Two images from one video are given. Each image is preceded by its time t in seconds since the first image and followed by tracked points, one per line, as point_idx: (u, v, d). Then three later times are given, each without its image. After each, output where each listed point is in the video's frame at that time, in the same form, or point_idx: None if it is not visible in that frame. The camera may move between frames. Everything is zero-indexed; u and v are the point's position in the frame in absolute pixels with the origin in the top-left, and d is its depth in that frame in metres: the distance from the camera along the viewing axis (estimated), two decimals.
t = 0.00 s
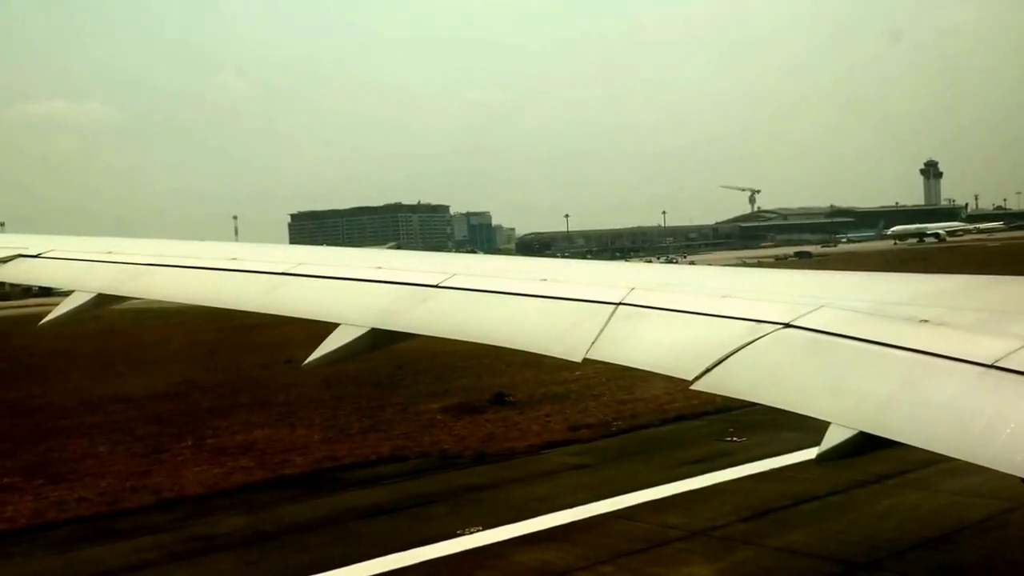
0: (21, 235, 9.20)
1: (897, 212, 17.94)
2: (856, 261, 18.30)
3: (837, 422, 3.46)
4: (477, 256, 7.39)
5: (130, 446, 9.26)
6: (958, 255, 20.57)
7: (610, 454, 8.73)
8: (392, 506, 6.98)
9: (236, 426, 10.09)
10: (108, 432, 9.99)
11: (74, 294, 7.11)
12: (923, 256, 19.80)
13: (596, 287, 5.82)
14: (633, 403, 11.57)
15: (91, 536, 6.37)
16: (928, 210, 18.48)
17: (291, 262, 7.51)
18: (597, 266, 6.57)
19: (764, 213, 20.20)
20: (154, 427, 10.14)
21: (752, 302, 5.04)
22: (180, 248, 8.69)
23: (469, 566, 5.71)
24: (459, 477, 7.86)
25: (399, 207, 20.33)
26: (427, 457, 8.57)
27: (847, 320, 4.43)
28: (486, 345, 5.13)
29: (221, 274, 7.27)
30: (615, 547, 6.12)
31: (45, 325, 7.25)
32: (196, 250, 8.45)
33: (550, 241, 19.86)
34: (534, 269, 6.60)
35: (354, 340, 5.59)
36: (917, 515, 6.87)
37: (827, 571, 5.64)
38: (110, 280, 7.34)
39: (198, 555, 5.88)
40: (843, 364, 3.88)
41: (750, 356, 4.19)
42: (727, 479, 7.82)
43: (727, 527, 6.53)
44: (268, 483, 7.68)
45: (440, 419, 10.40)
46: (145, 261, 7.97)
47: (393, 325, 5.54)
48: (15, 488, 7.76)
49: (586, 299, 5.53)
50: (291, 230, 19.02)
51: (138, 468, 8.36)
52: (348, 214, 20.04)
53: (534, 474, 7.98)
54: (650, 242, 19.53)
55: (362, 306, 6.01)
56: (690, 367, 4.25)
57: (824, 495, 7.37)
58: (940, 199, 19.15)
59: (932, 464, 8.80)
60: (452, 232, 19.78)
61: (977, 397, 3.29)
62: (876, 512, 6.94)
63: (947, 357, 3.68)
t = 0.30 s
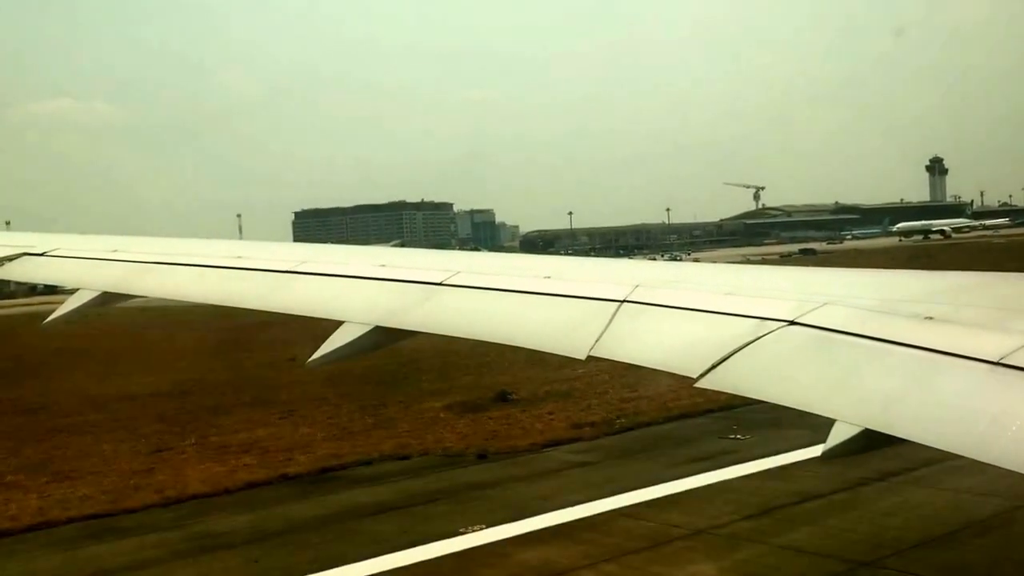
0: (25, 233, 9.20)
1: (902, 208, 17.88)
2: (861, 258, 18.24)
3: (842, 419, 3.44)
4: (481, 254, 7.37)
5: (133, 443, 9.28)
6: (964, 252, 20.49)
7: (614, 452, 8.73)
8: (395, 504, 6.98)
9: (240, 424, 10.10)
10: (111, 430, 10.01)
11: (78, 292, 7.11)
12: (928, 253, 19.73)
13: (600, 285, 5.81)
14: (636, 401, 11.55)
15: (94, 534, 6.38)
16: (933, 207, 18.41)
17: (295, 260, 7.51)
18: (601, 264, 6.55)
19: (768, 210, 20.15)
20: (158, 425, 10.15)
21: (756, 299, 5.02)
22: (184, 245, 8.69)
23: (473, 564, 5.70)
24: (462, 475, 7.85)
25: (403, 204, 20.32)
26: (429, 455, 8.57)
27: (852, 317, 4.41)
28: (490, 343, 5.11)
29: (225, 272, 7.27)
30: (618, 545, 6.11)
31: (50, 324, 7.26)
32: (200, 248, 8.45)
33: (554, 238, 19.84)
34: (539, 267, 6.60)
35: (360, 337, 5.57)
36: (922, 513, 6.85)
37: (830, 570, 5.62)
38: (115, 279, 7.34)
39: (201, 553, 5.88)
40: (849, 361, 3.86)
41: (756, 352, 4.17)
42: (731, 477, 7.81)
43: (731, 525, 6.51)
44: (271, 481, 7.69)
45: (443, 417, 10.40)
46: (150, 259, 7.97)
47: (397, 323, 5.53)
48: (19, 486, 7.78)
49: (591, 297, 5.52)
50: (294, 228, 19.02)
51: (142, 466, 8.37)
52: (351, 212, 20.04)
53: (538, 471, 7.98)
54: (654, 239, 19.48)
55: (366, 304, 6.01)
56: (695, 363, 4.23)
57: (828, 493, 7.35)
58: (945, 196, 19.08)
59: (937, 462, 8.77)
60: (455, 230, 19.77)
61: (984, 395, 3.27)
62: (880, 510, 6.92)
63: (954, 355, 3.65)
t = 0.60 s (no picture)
0: (34, 230, 9.24)
1: (913, 203, 17.76)
2: (871, 253, 18.13)
3: (852, 415, 3.41)
4: (489, 250, 7.35)
5: (142, 440, 9.30)
6: (976, 247, 20.35)
7: (622, 448, 8.71)
8: (403, 501, 6.98)
9: (248, 421, 10.11)
10: (120, 426, 10.04)
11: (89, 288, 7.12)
12: (940, 248, 19.60)
13: (608, 281, 5.79)
14: (644, 397, 11.52)
15: (101, 530, 6.39)
16: (945, 202, 18.28)
17: (304, 257, 7.51)
18: (610, 260, 6.53)
19: (778, 205, 20.05)
20: (166, 421, 10.18)
21: (765, 295, 4.99)
22: (193, 243, 8.70)
23: (480, 562, 5.69)
24: (470, 472, 7.85)
25: (411, 201, 20.32)
26: (437, 452, 8.57)
27: (862, 313, 4.37)
28: (499, 339, 5.09)
29: (233, 270, 7.28)
30: (626, 542, 6.09)
31: (61, 321, 7.28)
32: (208, 245, 8.46)
33: (563, 234, 19.80)
34: (548, 263, 6.58)
35: (368, 334, 5.56)
36: (931, 510, 6.80)
37: (838, 568, 5.59)
38: (124, 276, 7.35)
39: (208, 549, 5.89)
40: (858, 357, 3.83)
41: (765, 349, 4.15)
42: (740, 474, 7.78)
43: (738, 523, 6.49)
44: (279, 478, 7.70)
45: (451, 414, 10.40)
46: (159, 257, 7.99)
47: (405, 320, 5.53)
48: (28, 483, 7.81)
49: (599, 293, 5.50)
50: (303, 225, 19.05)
51: (151, 462, 8.40)
52: (359, 209, 20.05)
53: (545, 468, 7.97)
54: (663, 235, 19.40)
55: (374, 301, 6.00)
56: (704, 360, 4.21)
57: (837, 491, 7.31)
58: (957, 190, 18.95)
59: (947, 459, 8.72)
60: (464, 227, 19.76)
61: (997, 391, 3.23)
62: (889, 507, 6.88)
63: (966, 351, 3.61)
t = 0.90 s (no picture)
0: (50, 227, 9.29)
1: (931, 197, 17.59)
2: (888, 249, 17.98)
3: (869, 411, 3.37)
4: (503, 246, 7.33)
5: (156, 436, 9.36)
6: (994, 242, 20.15)
7: (635, 444, 8.68)
8: (416, 497, 6.98)
9: (262, 416, 10.15)
10: (135, 422, 10.11)
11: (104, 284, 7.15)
12: (958, 243, 19.41)
13: (623, 276, 5.75)
14: (658, 393, 11.48)
15: (116, 526, 6.43)
16: (963, 196, 18.10)
17: (319, 253, 7.52)
18: (624, 255, 6.49)
19: (794, 200, 19.92)
20: (181, 417, 10.23)
21: (781, 290, 4.95)
22: (208, 239, 8.73)
23: (492, 558, 5.68)
24: (483, 468, 7.84)
25: (426, 197, 20.35)
26: (450, 448, 8.57)
27: (879, 308, 4.32)
28: (513, 335, 5.07)
29: (248, 266, 7.30)
30: (639, 539, 6.07)
31: (78, 317, 7.31)
32: (223, 241, 8.48)
33: (577, 230, 19.75)
34: (562, 258, 6.55)
35: (382, 331, 5.56)
36: (947, 507, 6.73)
37: (852, 566, 5.54)
38: (140, 272, 7.38)
39: (221, 545, 5.90)
40: (876, 353, 3.79)
41: (780, 345, 4.11)
42: (754, 470, 7.74)
43: (752, 520, 6.44)
44: (292, 474, 7.71)
45: (464, 410, 10.40)
46: (175, 253, 8.02)
47: (420, 316, 5.52)
48: (43, 479, 7.87)
49: (614, 288, 5.47)
50: (317, 221, 19.10)
51: (165, 458, 8.44)
52: (374, 205, 20.08)
53: (559, 464, 7.95)
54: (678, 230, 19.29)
55: (388, 297, 5.99)
56: (720, 355, 4.17)
57: (852, 487, 7.26)
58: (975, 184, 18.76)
59: (964, 455, 8.64)
60: (478, 222, 19.78)
61: (1017, 387, 3.18)
62: (905, 504, 6.82)
63: (984, 346, 3.56)
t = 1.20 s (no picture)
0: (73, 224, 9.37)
1: (956, 192, 17.36)
2: (912, 244, 17.77)
3: (890, 407, 3.34)
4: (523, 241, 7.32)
5: (177, 432, 9.43)
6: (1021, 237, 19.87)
7: (655, 441, 8.64)
8: (434, 493, 6.99)
9: (282, 412, 10.20)
10: (156, 418, 10.19)
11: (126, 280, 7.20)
12: (983, 238, 19.15)
13: (643, 272, 5.72)
14: (678, 389, 11.42)
15: (136, 521, 6.48)
16: (989, 191, 17.85)
17: (339, 249, 7.53)
18: (644, 251, 6.46)
19: (816, 195, 19.73)
20: (202, 413, 10.31)
21: (803, 285, 4.90)
22: (229, 235, 8.78)
23: (509, 555, 5.67)
24: (501, 464, 7.84)
25: (446, 192, 20.35)
26: (469, 444, 8.57)
27: (902, 303, 4.27)
28: (534, 331, 5.06)
29: (269, 262, 7.33)
30: (657, 535, 6.04)
31: (102, 314, 7.37)
32: (245, 238, 8.53)
33: (597, 226, 19.68)
34: (582, 254, 6.53)
35: (407, 325, 5.58)
36: (970, 505, 6.65)
37: (872, 563, 5.48)
38: (163, 268, 7.43)
39: (240, 540, 5.94)
40: (901, 348, 3.73)
41: (802, 340, 4.07)
42: (775, 467, 7.68)
43: (771, 516, 6.39)
44: (312, 470, 7.75)
45: (483, 406, 10.40)
46: (197, 249, 8.06)
47: (441, 311, 5.51)
48: (65, 474, 7.95)
49: (634, 284, 5.44)
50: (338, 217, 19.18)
51: (186, 454, 8.51)
52: (394, 201, 20.11)
53: (578, 461, 7.93)
54: (699, 225, 19.17)
55: (409, 292, 5.99)
56: (742, 351, 4.14)
57: (873, 484, 7.18)
58: (1000, 179, 18.50)
59: (988, 452, 8.52)
60: (498, 218, 19.76)
61: None
62: (926, 501, 6.74)
63: (1008, 342, 3.51)
